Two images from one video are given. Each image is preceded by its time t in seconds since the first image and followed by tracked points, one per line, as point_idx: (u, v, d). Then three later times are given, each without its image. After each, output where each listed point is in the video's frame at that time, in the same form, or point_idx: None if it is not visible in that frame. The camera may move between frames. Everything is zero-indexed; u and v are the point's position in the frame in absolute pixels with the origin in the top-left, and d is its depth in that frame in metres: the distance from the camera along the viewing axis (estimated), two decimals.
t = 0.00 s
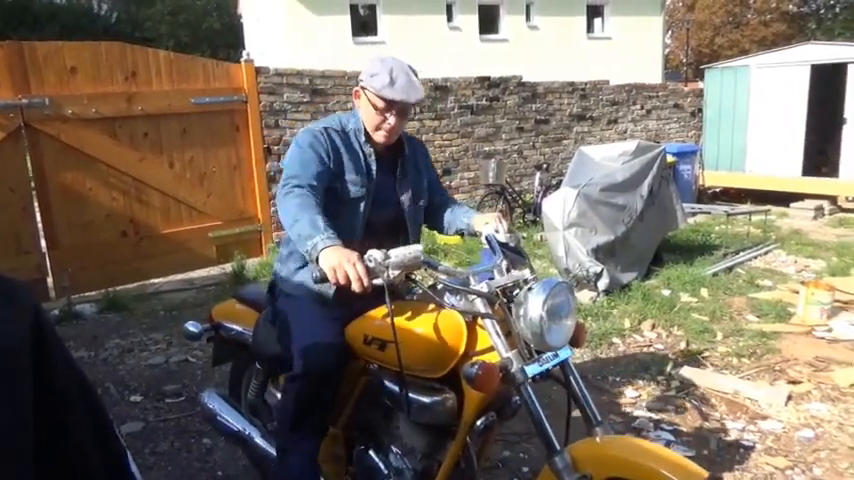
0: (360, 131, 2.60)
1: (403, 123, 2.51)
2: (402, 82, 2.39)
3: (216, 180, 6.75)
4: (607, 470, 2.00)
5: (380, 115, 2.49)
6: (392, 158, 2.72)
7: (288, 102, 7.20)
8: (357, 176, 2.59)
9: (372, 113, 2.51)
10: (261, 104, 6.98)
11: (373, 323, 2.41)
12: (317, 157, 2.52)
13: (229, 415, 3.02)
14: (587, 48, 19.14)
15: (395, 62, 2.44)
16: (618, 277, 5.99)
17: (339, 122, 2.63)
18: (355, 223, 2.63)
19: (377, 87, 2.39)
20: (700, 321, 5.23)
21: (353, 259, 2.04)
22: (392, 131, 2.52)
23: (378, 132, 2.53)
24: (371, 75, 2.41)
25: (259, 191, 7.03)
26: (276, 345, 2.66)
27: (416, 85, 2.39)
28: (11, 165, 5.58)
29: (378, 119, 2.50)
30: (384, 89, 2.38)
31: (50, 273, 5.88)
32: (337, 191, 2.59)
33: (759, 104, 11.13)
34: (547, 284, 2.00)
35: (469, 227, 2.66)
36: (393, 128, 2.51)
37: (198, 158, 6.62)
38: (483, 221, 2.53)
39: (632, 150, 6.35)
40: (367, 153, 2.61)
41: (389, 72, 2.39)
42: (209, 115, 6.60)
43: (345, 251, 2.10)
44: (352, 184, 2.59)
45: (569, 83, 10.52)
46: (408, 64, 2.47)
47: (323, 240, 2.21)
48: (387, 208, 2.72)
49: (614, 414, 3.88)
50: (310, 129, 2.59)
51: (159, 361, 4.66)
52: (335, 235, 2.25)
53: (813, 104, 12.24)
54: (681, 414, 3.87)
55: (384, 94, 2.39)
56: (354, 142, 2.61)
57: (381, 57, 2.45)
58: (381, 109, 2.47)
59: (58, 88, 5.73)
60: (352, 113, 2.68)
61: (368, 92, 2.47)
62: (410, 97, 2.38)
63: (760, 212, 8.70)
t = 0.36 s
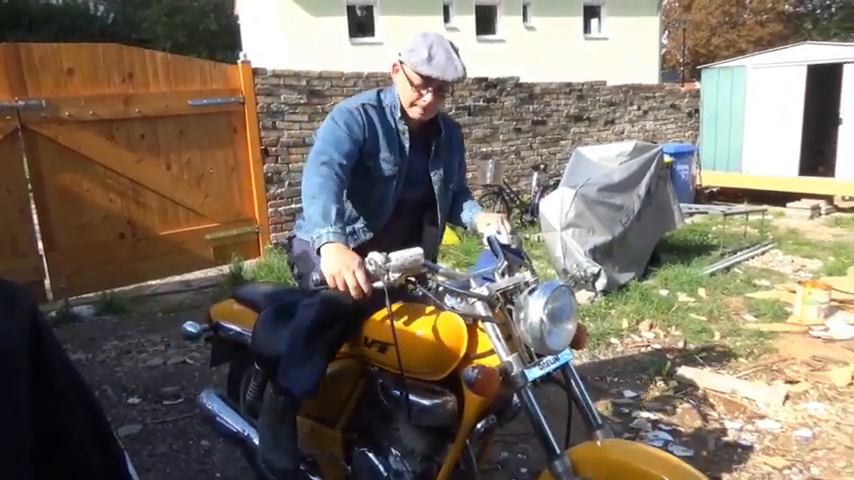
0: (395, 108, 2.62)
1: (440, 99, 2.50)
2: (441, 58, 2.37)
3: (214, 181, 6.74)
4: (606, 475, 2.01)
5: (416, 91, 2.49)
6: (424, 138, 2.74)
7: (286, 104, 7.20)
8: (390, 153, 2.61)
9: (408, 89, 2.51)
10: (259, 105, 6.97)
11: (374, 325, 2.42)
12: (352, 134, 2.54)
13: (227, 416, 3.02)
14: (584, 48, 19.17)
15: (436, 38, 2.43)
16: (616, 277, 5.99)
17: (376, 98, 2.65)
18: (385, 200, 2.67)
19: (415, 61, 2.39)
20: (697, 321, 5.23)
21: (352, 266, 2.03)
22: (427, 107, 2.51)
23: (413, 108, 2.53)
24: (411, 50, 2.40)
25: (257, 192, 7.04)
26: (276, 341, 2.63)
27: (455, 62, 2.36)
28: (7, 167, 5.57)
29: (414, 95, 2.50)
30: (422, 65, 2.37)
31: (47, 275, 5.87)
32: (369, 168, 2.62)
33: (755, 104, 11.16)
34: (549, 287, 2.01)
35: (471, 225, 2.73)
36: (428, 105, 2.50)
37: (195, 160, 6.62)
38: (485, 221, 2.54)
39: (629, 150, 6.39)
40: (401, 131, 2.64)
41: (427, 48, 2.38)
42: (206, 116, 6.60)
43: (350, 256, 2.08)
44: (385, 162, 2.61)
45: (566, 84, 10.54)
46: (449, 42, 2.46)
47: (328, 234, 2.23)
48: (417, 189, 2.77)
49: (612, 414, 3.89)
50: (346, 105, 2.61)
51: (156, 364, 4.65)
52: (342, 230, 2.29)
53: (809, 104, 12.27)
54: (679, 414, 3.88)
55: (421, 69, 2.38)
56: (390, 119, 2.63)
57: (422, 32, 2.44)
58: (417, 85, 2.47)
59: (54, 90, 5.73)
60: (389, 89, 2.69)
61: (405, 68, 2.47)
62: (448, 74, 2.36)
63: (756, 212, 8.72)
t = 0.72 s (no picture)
0: (407, 128, 2.62)
1: (455, 119, 2.51)
2: (457, 80, 2.37)
3: (211, 183, 6.73)
4: None
5: (432, 113, 2.49)
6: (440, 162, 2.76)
7: (283, 106, 7.20)
8: (397, 176, 2.62)
9: (424, 110, 2.50)
10: (256, 107, 6.97)
11: (370, 330, 2.41)
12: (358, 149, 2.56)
13: (223, 420, 3.01)
14: (581, 51, 19.20)
15: (449, 58, 2.42)
16: (612, 280, 5.98)
17: (389, 117, 2.65)
18: (388, 222, 2.67)
19: (432, 84, 2.38)
20: (694, 325, 5.24)
21: (349, 275, 2.04)
22: (443, 129, 2.52)
23: (428, 130, 2.54)
24: (426, 72, 2.39)
25: (253, 195, 7.03)
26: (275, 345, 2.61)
27: (471, 84, 2.38)
28: (4, 169, 5.56)
29: (430, 117, 2.50)
30: (439, 89, 2.37)
31: (43, 277, 5.85)
32: (374, 188, 2.63)
33: (752, 108, 11.19)
34: (546, 291, 2.00)
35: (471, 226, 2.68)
36: (444, 126, 2.51)
37: (192, 162, 6.61)
38: (481, 225, 2.54)
39: (626, 154, 6.41)
40: (411, 152, 2.64)
41: (444, 71, 2.38)
42: (203, 119, 6.59)
43: (344, 262, 2.09)
44: (390, 183, 2.62)
45: (563, 87, 10.56)
46: (463, 61, 2.45)
47: (324, 236, 2.23)
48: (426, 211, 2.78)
49: (608, 418, 3.89)
50: (359, 122, 2.62)
51: (152, 366, 4.64)
52: (338, 233, 2.29)
53: (805, 107, 12.31)
54: (676, 418, 3.88)
55: (438, 93, 2.38)
56: (401, 140, 2.63)
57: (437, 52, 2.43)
58: (433, 107, 2.47)
59: (51, 92, 5.71)
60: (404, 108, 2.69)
61: (420, 89, 2.46)
62: (465, 95, 2.37)
63: (753, 215, 8.74)
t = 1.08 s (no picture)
0: (374, 78, 2.54)
1: (429, 73, 2.43)
2: (432, 31, 2.28)
3: (209, 185, 6.73)
4: None
5: (404, 67, 2.41)
6: (414, 105, 2.68)
7: (281, 108, 7.20)
8: (370, 131, 2.56)
9: (395, 63, 2.43)
10: (254, 109, 6.97)
11: (368, 333, 2.41)
12: (323, 115, 2.49)
13: (220, 423, 3.01)
14: (580, 55, 19.24)
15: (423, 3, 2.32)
16: (610, 283, 5.98)
17: (352, 68, 2.57)
18: (366, 182, 2.63)
19: (404, 36, 2.29)
20: (691, 328, 5.24)
21: (348, 274, 2.04)
22: (417, 82, 2.45)
23: (401, 84, 2.47)
24: (399, 23, 2.29)
25: (252, 197, 7.02)
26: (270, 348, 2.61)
27: (447, 36, 2.28)
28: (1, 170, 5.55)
29: (402, 71, 2.43)
30: (412, 41, 2.28)
31: (40, 280, 5.84)
32: (348, 148, 2.58)
33: (749, 112, 11.22)
34: (543, 296, 2.00)
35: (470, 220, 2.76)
36: (418, 80, 2.44)
37: (190, 163, 6.60)
38: (481, 230, 2.54)
39: (624, 157, 6.41)
40: (384, 102, 2.55)
41: (417, 21, 2.28)
42: (201, 121, 6.59)
43: (344, 262, 2.09)
44: (364, 140, 2.56)
45: (561, 90, 10.57)
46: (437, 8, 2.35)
47: (318, 246, 2.21)
48: (405, 159, 2.72)
49: (607, 422, 3.88)
50: (319, 81, 2.53)
51: (149, 369, 4.63)
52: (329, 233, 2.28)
53: (802, 111, 12.34)
54: (674, 422, 3.87)
55: (411, 46, 2.30)
56: (370, 91, 2.55)
57: None
58: (405, 61, 2.39)
59: (49, 94, 5.70)
60: (367, 57, 2.60)
61: (392, 41, 2.37)
62: (441, 48, 2.28)
63: (750, 218, 8.75)
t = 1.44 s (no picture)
0: (329, 156, 2.50)
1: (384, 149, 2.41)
2: (382, 114, 2.26)
3: (207, 185, 6.72)
4: None
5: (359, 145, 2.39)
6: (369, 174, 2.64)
7: (280, 109, 7.19)
8: (321, 208, 2.51)
9: (350, 142, 2.40)
10: (253, 110, 6.96)
11: (363, 332, 2.41)
12: (278, 187, 2.43)
13: (216, 425, 3.00)
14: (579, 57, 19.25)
15: (372, 85, 2.29)
16: (608, 285, 5.98)
17: (308, 145, 2.52)
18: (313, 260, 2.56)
19: (356, 122, 2.27)
20: (689, 330, 5.24)
21: (343, 270, 2.02)
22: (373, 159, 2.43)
23: (357, 160, 2.45)
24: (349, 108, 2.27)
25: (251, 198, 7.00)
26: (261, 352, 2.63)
27: (398, 116, 2.27)
28: None
29: (358, 148, 2.40)
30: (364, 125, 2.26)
31: (38, 280, 5.83)
32: (299, 223, 2.51)
33: (748, 114, 11.23)
34: (536, 292, 2.00)
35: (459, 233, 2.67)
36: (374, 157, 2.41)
37: (188, 164, 6.59)
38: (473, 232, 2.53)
39: (623, 159, 6.41)
40: (337, 181, 2.52)
41: (368, 105, 2.25)
42: (200, 121, 6.58)
43: (336, 258, 2.08)
44: (315, 217, 2.51)
45: (560, 92, 10.58)
46: (386, 87, 2.32)
47: (304, 250, 2.15)
48: (360, 229, 2.68)
49: (604, 423, 3.88)
50: (276, 155, 2.47)
51: (146, 369, 4.62)
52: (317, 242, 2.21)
53: (801, 114, 12.36)
54: (672, 423, 3.87)
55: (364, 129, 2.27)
56: (322, 172, 2.50)
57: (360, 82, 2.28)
58: (359, 140, 2.36)
59: (47, 94, 5.69)
60: (323, 133, 2.56)
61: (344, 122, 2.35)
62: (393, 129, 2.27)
63: (749, 221, 8.75)
